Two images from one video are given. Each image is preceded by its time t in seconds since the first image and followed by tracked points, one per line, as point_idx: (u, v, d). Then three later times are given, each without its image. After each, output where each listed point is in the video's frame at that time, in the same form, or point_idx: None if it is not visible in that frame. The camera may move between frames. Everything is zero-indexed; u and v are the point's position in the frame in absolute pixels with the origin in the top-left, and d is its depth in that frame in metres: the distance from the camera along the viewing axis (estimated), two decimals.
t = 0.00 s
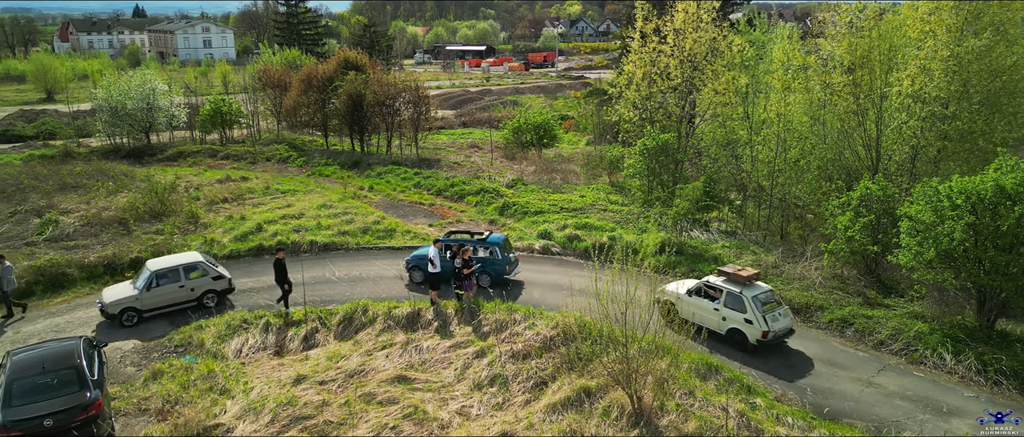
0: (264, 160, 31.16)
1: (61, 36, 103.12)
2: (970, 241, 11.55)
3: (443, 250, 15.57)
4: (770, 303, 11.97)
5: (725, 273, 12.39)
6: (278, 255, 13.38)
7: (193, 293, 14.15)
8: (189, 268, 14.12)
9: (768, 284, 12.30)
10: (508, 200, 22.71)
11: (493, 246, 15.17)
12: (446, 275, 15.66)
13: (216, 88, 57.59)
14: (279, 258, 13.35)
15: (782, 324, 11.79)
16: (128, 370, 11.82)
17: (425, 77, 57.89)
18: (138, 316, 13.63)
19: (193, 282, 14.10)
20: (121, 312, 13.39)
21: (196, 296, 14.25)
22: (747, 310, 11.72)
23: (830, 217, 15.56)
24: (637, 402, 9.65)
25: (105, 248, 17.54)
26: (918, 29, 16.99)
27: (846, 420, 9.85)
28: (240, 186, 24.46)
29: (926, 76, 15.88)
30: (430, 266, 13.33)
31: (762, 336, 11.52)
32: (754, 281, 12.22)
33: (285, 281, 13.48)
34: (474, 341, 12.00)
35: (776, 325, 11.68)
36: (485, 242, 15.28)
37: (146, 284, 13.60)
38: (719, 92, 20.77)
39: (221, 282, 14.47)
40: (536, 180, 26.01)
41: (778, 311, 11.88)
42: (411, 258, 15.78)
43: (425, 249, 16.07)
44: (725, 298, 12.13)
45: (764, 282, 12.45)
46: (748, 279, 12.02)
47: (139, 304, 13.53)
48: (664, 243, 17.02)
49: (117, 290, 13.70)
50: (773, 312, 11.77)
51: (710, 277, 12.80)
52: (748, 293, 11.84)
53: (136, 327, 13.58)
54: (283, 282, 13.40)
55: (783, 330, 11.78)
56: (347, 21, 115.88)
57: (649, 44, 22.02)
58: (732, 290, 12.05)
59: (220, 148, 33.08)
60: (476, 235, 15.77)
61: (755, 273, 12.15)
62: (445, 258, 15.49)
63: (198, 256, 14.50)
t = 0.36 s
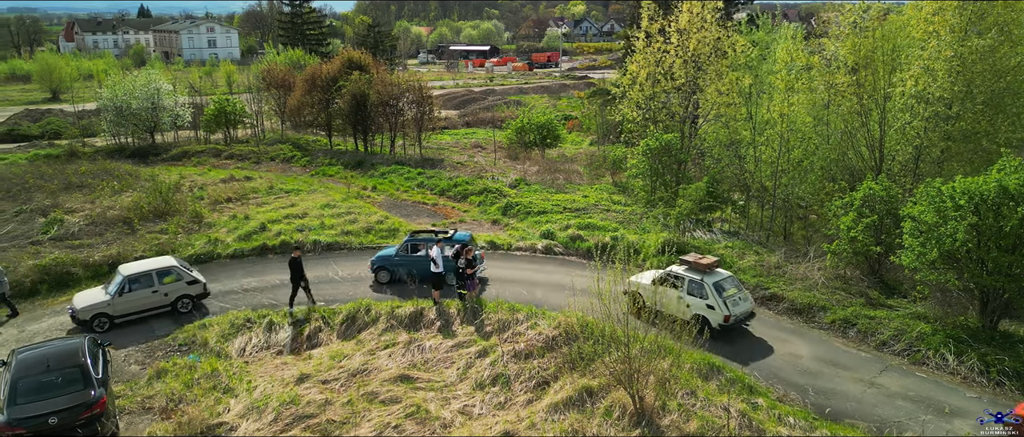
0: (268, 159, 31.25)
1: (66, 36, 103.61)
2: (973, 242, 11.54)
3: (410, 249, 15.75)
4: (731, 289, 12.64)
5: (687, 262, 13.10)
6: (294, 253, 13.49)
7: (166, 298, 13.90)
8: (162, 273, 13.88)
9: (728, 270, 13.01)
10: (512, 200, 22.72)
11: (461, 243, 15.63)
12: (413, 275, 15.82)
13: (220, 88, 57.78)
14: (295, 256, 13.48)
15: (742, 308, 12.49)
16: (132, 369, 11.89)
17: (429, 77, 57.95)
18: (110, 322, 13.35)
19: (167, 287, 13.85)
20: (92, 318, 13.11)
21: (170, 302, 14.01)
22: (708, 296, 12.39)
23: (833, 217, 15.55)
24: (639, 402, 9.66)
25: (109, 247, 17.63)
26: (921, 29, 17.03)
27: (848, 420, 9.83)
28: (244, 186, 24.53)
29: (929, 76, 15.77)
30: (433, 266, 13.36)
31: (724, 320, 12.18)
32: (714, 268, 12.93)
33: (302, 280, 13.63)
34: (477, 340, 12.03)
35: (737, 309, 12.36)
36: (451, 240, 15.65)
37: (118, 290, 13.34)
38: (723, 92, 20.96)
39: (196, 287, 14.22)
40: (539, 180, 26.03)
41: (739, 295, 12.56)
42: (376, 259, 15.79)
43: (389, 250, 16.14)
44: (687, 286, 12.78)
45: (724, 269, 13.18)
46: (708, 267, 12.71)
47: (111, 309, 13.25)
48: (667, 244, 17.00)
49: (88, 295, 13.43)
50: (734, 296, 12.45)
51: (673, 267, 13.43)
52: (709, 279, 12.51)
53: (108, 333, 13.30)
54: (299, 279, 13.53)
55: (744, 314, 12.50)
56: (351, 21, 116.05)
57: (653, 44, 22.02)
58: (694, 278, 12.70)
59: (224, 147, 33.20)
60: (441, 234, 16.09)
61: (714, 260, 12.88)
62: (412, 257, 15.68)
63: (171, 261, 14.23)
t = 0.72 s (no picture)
0: (278, 159, 31.50)
1: (78, 36, 104.74)
2: (983, 243, 11.49)
3: (380, 249, 15.87)
4: (700, 279, 13.25)
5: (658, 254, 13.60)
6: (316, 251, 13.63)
7: (149, 303, 13.77)
8: (144, 277, 13.74)
9: (697, 262, 13.63)
10: (520, 200, 22.77)
11: (430, 242, 15.82)
12: (384, 275, 15.95)
13: (231, 88, 58.25)
14: (317, 254, 13.64)
15: (712, 297, 13.04)
16: (143, 365, 12.05)
17: (438, 77, 58.13)
18: (92, 328, 13.28)
19: (149, 291, 13.73)
20: (73, 323, 13.03)
21: (152, 306, 13.88)
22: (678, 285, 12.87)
23: (842, 218, 15.46)
24: (646, 401, 9.69)
25: (121, 245, 17.86)
26: (932, 30, 17.09)
27: (856, 421, 9.80)
28: (254, 185, 24.74)
29: (939, 77, 15.73)
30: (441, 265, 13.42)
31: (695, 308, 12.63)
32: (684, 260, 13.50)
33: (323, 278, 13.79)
34: (485, 339, 12.10)
35: (707, 298, 12.89)
36: (421, 238, 15.89)
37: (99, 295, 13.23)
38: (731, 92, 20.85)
39: (179, 291, 14.10)
40: (547, 180, 26.07)
41: (708, 285, 13.18)
42: (345, 260, 15.87)
43: (358, 251, 16.20)
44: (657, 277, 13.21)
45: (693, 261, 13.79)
46: (680, 257, 13.26)
47: (93, 315, 13.15)
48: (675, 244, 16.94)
49: (70, 300, 13.33)
50: (704, 286, 13.06)
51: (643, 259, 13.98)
52: (680, 270, 13.01)
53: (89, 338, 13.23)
54: (320, 277, 13.71)
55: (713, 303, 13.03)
56: (360, 21, 116.56)
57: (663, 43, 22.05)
58: (666, 268, 13.16)
59: (234, 147, 33.51)
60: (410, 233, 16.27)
61: (685, 251, 13.50)
62: (382, 257, 15.81)
63: (154, 265, 14.12)
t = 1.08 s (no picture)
0: (286, 158, 31.71)
1: (89, 36, 105.69)
2: (991, 244, 11.42)
3: (348, 251, 15.65)
4: (671, 268, 13.78)
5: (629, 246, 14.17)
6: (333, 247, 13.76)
7: (128, 308, 13.52)
8: (124, 283, 13.48)
9: (666, 253, 14.18)
10: (527, 200, 22.81)
11: (399, 241, 15.69)
12: (353, 276, 15.67)
13: (240, 88, 58.64)
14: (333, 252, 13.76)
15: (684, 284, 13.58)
16: (153, 363, 12.19)
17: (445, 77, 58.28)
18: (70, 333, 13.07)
19: (128, 297, 13.47)
20: (51, 327, 12.85)
21: (132, 312, 13.62)
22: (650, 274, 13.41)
23: (850, 218, 15.41)
24: (653, 401, 9.72)
25: (131, 244, 18.05)
26: (941, 30, 17.16)
27: (862, 422, 9.79)
28: (262, 184, 24.93)
29: (949, 77, 15.60)
30: (448, 264, 13.48)
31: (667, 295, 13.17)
32: (654, 251, 14.05)
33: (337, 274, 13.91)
34: (491, 338, 12.16)
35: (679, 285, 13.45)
36: (390, 238, 15.73)
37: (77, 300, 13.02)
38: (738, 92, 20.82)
39: (159, 297, 13.83)
40: (555, 180, 26.11)
41: (679, 273, 13.71)
42: (313, 263, 15.50)
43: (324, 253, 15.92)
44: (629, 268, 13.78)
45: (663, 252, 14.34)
46: (650, 249, 13.85)
47: (71, 320, 12.96)
48: (683, 244, 16.90)
49: (49, 304, 13.16)
50: (675, 274, 13.61)
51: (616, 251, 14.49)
52: (651, 260, 13.58)
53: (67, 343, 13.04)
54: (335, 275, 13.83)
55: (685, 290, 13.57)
56: (368, 21, 116.99)
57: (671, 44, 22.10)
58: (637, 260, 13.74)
59: (242, 146, 33.74)
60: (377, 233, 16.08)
61: (655, 243, 14.04)
62: (350, 258, 15.58)
63: (135, 270, 13.88)
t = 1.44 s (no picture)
0: (294, 157, 31.92)
1: (98, 36, 106.58)
2: (1001, 245, 11.36)
3: (318, 253, 15.51)
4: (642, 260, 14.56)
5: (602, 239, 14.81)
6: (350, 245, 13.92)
7: (106, 313, 13.36)
8: (101, 287, 13.33)
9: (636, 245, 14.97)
10: (534, 200, 22.84)
11: (370, 242, 15.66)
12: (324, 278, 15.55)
13: (248, 88, 58.98)
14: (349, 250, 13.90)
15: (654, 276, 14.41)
16: (162, 360, 12.32)
17: (453, 77, 58.41)
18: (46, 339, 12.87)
19: (106, 302, 13.31)
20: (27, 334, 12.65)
21: (110, 317, 13.45)
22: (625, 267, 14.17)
23: (858, 219, 15.35)
24: (659, 401, 9.74)
25: (140, 243, 18.24)
26: (950, 30, 17.00)
27: (869, 423, 9.76)
28: (270, 183, 25.10)
29: (958, 78, 15.47)
30: (456, 263, 13.55)
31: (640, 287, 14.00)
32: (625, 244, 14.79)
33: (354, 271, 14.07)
34: (498, 337, 12.21)
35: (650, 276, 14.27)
36: (360, 238, 15.70)
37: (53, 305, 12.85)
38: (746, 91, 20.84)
39: (138, 302, 13.68)
40: (562, 179, 26.14)
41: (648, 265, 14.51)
42: (282, 267, 15.30)
43: (293, 255, 15.73)
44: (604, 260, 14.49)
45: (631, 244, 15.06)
46: (622, 242, 14.56)
47: (47, 326, 12.76)
48: (689, 244, 16.87)
49: (24, 311, 12.96)
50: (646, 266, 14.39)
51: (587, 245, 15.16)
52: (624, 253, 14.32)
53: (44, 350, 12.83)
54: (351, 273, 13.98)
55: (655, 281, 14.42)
56: (376, 21, 117.34)
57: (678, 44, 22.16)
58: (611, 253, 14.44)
59: (250, 146, 33.97)
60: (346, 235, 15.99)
61: (627, 237, 14.73)
62: (321, 260, 15.46)
63: (113, 275, 13.74)
